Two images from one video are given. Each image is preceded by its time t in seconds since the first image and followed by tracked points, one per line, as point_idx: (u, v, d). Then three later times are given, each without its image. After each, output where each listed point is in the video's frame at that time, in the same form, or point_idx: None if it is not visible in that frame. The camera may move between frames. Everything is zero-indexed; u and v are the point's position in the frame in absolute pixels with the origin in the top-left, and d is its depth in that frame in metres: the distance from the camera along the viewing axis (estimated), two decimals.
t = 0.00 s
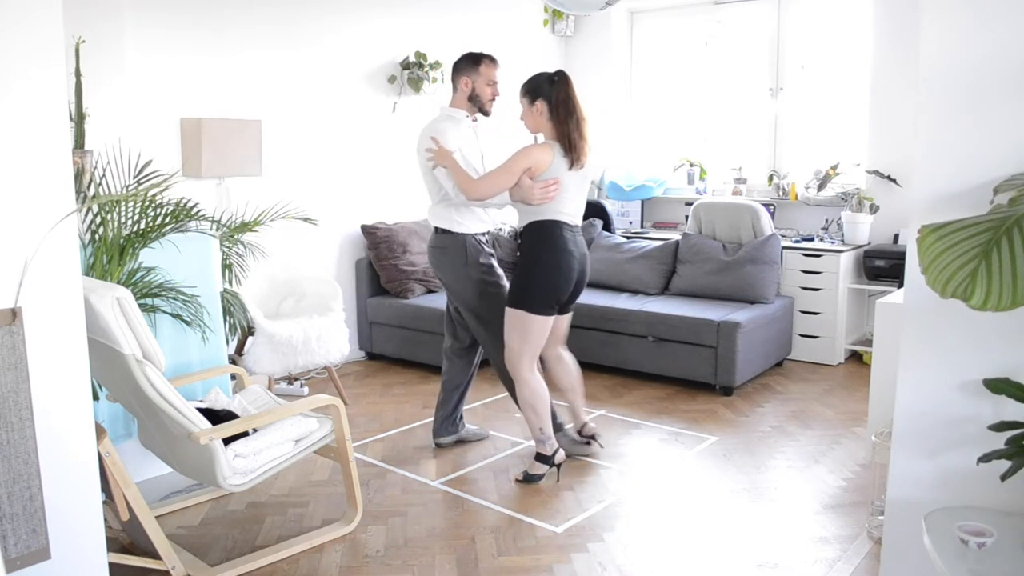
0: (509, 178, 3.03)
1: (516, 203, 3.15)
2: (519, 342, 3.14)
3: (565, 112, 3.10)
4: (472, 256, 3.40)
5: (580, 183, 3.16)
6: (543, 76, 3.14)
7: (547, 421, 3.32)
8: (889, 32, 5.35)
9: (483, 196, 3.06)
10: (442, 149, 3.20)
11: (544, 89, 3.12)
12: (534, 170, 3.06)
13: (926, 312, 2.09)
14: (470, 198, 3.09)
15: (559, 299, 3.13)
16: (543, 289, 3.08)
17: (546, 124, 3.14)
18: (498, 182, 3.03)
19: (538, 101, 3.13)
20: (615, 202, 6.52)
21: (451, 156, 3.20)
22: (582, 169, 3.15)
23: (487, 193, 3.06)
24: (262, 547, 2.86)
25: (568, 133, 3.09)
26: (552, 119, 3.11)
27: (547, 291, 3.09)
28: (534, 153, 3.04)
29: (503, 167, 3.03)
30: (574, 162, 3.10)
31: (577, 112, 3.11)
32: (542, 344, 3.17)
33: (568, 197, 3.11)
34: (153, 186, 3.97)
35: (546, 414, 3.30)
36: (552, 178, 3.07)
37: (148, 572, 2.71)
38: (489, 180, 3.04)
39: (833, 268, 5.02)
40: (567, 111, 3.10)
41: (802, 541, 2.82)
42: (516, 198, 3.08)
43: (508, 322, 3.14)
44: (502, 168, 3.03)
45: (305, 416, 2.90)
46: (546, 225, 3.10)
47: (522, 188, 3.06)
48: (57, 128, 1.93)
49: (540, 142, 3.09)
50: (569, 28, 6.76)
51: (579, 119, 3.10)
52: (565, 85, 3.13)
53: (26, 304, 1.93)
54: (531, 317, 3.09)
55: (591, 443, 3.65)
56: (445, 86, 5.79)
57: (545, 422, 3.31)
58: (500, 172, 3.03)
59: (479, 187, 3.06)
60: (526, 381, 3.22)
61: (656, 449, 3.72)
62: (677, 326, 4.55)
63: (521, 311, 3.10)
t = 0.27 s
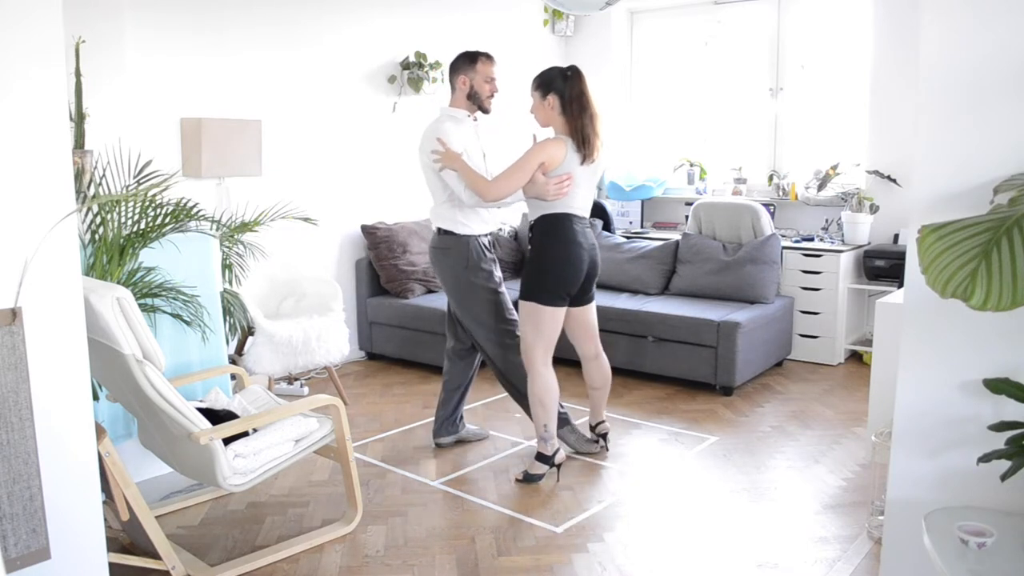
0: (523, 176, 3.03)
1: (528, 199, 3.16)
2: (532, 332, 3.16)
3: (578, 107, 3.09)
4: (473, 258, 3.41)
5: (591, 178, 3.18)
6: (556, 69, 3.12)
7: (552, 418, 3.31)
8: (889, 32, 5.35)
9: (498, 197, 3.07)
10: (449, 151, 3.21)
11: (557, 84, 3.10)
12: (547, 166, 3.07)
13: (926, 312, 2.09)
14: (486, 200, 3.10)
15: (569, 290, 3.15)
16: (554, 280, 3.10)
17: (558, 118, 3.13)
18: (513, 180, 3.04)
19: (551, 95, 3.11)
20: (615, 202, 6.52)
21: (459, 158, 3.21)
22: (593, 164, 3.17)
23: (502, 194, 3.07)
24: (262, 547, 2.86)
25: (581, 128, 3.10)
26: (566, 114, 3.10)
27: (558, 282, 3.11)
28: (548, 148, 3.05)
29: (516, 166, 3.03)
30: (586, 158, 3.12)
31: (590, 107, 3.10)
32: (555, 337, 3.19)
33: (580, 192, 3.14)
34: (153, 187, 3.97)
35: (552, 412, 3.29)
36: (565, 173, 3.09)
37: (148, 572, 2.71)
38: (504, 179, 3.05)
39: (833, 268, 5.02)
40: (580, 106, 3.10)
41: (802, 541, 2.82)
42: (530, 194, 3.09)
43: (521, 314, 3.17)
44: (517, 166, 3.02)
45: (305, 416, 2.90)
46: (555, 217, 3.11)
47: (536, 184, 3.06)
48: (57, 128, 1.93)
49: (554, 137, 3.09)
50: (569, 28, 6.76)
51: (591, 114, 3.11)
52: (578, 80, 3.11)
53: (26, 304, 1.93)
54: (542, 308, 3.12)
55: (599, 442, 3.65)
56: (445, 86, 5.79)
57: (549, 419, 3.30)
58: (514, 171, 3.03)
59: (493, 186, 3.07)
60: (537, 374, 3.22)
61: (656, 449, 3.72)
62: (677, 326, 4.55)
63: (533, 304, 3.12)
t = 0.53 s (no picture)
0: (523, 177, 3.03)
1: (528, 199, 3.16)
2: (535, 331, 3.16)
3: (581, 108, 3.09)
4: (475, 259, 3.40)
5: (592, 177, 3.19)
6: (559, 68, 3.11)
7: (553, 417, 3.31)
8: (889, 32, 5.35)
9: (499, 198, 3.08)
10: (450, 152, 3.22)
11: (560, 83, 3.09)
12: (548, 167, 3.07)
13: (926, 312, 2.09)
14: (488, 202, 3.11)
15: (571, 289, 3.15)
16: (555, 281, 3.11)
17: (559, 117, 3.12)
18: (514, 181, 3.04)
19: (553, 94, 3.10)
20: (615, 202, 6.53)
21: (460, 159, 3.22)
22: (595, 163, 3.18)
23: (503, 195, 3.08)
24: (262, 547, 2.86)
25: (584, 128, 3.10)
26: (568, 113, 3.10)
27: (558, 282, 3.11)
28: (549, 149, 3.05)
29: (517, 167, 3.03)
30: (587, 159, 3.13)
31: (593, 107, 3.10)
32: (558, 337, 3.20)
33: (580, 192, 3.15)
34: (153, 187, 3.97)
35: (555, 412, 3.30)
36: (565, 173, 3.09)
37: (148, 572, 2.71)
38: (506, 180, 3.04)
39: (833, 268, 5.02)
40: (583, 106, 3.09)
41: (802, 541, 2.82)
42: (530, 194, 3.09)
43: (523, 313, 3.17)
44: (519, 166, 3.02)
45: (305, 416, 2.90)
46: (555, 217, 3.12)
47: (537, 185, 3.06)
48: (57, 128, 1.93)
49: (555, 137, 3.09)
50: (569, 28, 6.76)
51: (594, 114, 3.11)
52: (580, 79, 3.11)
53: (25, 304, 1.93)
54: (544, 307, 3.12)
55: (599, 442, 3.65)
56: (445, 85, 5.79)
57: (551, 418, 3.30)
58: (515, 172, 3.03)
59: (494, 187, 3.07)
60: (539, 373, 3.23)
61: (656, 449, 3.72)
62: (677, 326, 4.55)
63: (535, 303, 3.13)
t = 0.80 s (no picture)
0: (511, 179, 3.03)
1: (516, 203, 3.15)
2: (521, 337, 3.16)
3: (571, 110, 3.08)
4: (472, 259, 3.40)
5: (582, 182, 3.16)
6: (550, 71, 3.11)
7: (548, 419, 3.32)
8: (889, 32, 5.35)
9: (488, 199, 3.05)
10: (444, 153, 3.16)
11: (551, 86, 3.09)
12: (536, 169, 3.04)
13: (926, 312, 2.09)
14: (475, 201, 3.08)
15: (560, 296, 3.15)
16: (544, 286, 3.09)
17: (549, 120, 3.12)
18: (502, 183, 3.03)
19: (542, 97, 3.10)
20: (615, 202, 6.53)
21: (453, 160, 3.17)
22: (585, 167, 3.15)
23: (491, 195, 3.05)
24: (262, 547, 2.86)
25: (572, 131, 3.08)
26: (557, 116, 3.09)
27: (548, 288, 3.10)
28: (538, 151, 3.03)
29: (506, 169, 3.03)
30: (576, 161, 3.11)
31: (582, 111, 3.09)
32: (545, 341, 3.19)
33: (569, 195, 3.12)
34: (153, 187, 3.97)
35: (547, 413, 3.31)
36: (553, 177, 3.07)
37: (148, 572, 2.71)
38: (494, 182, 3.03)
39: (833, 268, 5.02)
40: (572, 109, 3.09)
41: (802, 541, 2.82)
42: (518, 197, 3.08)
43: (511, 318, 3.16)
44: (506, 168, 3.02)
45: (305, 416, 2.90)
46: (544, 222, 3.10)
47: (524, 189, 3.05)
48: (57, 128, 1.93)
49: (543, 140, 3.07)
50: (569, 28, 6.76)
51: (583, 118, 3.10)
52: (570, 82, 3.11)
53: (26, 304, 1.93)
54: (533, 314, 3.11)
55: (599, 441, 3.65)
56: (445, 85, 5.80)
57: (544, 420, 3.31)
58: (503, 174, 3.02)
59: (482, 189, 3.04)
60: (527, 378, 3.23)
61: (656, 449, 3.72)
62: (677, 326, 4.55)
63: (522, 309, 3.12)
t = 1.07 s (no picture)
0: (497, 183, 3.05)
1: (505, 206, 3.16)
2: (513, 343, 3.15)
3: (555, 114, 3.06)
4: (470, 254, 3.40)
5: (571, 186, 3.15)
6: (535, 75, 3.10)
7: (545, 421, 3.32)
8: (889, 31, 5.35)
9: (474, 199, 3.11)
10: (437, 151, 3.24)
11: (536, 90, 3.09)
12: (521, 174, 3.05)
13: (926, 312, 2.09)
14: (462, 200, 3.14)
15: (552, 301, 3.15)
16: (535, 292, 3.09)
17: (537, 125, 3.12)
18: (487, 186, 3.07)
19: (530, 102, 3.10)
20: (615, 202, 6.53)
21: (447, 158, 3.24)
22: (573, 172, 3.13)
23: (478, 195, 3.10)
24: (262, 547, 2.86)
25: (557, 135, 3.07)
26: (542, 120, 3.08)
27: (539, 294, 3.10)
28: (523, 156, 3.03)
29: (491, 171, 3.04)
30: (563, 166, 3.09)
31: (567, 115, 3.07)
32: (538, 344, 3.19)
33: (556, 200, 3.11)
34: (153, 186, 3.97)
35: (544, 415, 3.31)
36: (539, 181, 3.07)
37: (148, 572, 2.71)
38: (479, 184, 3.08)
39: (833, 268, 5.02)
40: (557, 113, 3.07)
41: (802, 541, 2.82)
42: (505, 201, 3.10)
43: (502, 323, 3.16)
44: (491, 170, 3.04)
45: (305, 416, 2.90)
46: (536, 227, 3.10)
47: (510, 192, 3.06)
48: (57, 128, 1.93)
49: (531, 145, 3.07)
50: (569, 28, 6.76)
51: (569, 121, 3.08)
52: (556, 86, 3.09)
53: (25, 304, 1.93)
54: (524, 319, 3.11)
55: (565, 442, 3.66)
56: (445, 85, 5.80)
57: (542, 422, 3.31)
58: (489, 177, 3.06)
59: (469, 189, 3.10)
60: (522, 382, 3.22)
61: (656, 449, 3.72)
62: (677, 326, 4.55)
63: (513, 314, 3.12)
